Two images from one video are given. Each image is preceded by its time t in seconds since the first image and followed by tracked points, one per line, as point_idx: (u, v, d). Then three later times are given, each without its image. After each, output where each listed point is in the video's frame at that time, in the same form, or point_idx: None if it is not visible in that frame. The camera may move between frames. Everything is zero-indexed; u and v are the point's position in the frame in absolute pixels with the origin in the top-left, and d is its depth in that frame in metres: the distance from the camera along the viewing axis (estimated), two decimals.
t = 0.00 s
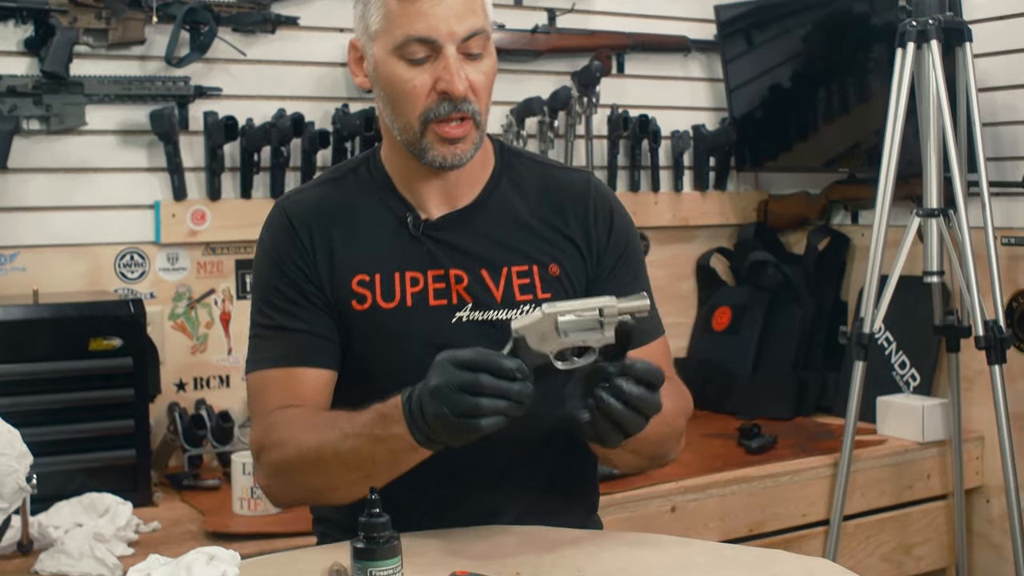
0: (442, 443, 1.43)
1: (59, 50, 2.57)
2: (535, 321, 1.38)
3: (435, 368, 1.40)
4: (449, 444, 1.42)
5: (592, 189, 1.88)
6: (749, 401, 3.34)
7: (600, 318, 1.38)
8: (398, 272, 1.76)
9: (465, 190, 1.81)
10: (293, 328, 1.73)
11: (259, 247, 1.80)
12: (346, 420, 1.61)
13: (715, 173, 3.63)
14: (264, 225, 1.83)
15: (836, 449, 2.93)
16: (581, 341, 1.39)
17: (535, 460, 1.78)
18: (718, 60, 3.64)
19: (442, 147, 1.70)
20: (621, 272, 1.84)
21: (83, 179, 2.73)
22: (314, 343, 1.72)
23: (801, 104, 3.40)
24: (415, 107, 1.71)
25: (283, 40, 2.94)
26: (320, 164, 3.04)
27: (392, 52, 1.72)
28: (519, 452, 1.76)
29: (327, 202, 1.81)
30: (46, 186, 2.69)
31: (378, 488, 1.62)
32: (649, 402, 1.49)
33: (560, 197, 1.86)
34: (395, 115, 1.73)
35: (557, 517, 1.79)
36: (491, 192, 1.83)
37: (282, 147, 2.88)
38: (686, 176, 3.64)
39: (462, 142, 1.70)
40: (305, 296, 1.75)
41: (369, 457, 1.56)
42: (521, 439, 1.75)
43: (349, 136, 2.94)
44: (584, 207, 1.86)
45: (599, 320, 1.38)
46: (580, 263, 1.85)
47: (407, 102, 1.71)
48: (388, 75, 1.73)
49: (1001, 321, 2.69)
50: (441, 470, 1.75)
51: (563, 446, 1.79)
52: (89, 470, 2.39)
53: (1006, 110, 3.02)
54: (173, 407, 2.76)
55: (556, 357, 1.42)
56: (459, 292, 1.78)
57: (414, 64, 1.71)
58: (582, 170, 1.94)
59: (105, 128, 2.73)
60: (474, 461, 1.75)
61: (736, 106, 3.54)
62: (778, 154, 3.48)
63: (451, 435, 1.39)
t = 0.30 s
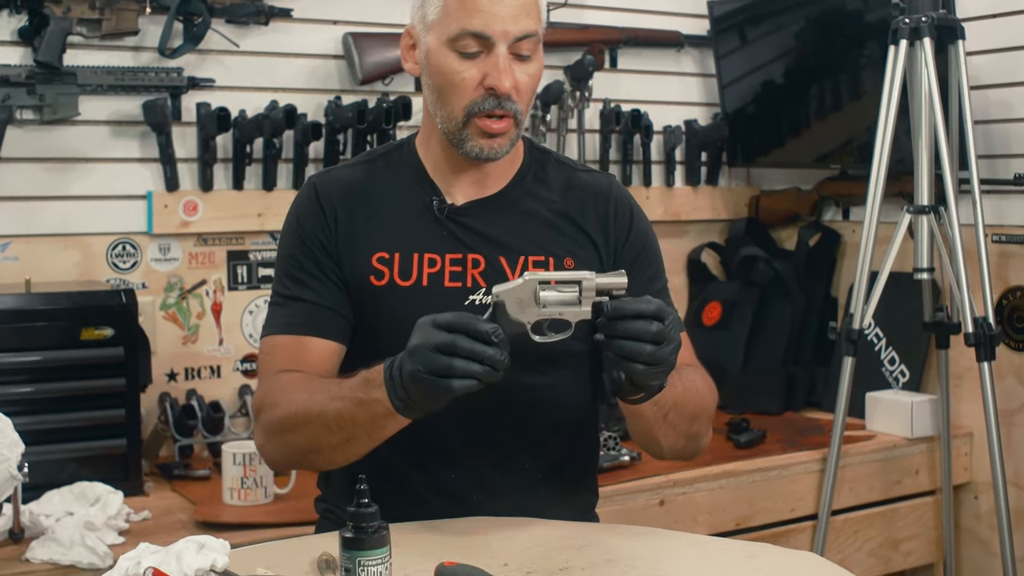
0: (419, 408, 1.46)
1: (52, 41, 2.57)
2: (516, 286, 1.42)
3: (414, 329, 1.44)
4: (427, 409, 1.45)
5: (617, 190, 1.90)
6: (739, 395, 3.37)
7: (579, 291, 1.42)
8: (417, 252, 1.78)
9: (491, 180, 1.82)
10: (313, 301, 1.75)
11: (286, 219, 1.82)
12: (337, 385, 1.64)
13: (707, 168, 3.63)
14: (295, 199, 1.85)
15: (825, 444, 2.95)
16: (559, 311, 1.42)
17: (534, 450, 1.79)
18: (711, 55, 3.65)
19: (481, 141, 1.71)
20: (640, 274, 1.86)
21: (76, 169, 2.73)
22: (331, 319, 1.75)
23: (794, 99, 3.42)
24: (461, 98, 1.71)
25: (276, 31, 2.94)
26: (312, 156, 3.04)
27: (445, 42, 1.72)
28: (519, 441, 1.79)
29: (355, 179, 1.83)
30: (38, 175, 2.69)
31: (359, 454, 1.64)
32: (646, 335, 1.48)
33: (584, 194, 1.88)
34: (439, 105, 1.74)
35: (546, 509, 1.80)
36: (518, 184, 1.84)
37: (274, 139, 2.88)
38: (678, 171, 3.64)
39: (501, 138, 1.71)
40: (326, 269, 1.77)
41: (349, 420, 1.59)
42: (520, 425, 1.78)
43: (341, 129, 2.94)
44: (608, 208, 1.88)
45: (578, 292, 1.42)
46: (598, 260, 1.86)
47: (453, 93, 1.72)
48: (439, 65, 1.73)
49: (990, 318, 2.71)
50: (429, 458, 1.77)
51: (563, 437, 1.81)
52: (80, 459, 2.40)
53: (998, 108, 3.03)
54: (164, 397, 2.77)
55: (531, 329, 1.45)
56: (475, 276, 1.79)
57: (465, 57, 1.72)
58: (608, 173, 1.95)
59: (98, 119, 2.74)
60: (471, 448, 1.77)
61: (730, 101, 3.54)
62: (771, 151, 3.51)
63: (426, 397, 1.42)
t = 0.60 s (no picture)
0: (399, 385, 1.47)
1: (66, 28, 2.59)
2: (504, 265, 1.38)
3: (397, 305, 1.45)
4: (406, 387, 1.47)
5: (600, 179, 1.93)
6: (745, 386, 3.37)
7: (565, 272, 1.39)
8: (400, 238, 1.81)
9: (476, 166, 1.84)
10: (294, 285, 1.75)
11: (268, 204, 1.83)
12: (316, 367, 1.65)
13: (716, 160, 3.65)
14: (277, 184, 1.86)
15: (831, 435, 2.97)
16: (542, 292, 1.39)
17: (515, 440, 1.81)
18: (721, 47, 3.65)
19: (472, 121, 1.73)
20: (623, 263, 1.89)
21: (88, 156, 2.75)
22: (314, 304, 1.76)
23: (803, 91, 3.42)
24: (455, 77, 1.73)
25: (288, 20, 2.96)
26: (324, 144, 3.05)
27: (443, 22, 1.74)
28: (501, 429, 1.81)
29: (339, 165, 1.84)
30: (51, 162, 2.71)
31: (338, 437, 1.66)
32: (632, 301, 1.50)
33: (568, 183, 1.90)
34: (431, 83, 1.76)
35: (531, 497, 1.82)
36: (505, 171, 1.86)
37: (286, 127, 2.90)
38: (687, 162, 3.65)
39: (492, 119, 1.73)
40: (309, 255, 1.78)
41: (328, 401, 1.60)
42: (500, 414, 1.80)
43: (353, 117, 2.95)
44: (593, 196, 1.90)
45: (563, 275, 1.39)
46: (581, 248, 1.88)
47: (448, 72, 1.73)
48: (435, 44, 1.75)
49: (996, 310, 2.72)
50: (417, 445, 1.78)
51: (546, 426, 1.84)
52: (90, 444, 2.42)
53: (1007, 100, 3.03)
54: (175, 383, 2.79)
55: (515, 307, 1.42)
56: (458, 262, 1.82)
57: (462, 37, 1.74)
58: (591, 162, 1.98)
59: (110, 106, 2.75)
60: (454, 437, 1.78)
61: (738, 93, 3.57)
62: (780, 143, 3.51)
63: (408, 373, 1.44)
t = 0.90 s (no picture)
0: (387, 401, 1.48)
1: (77, 37, 2.62)
2: (489, 275, 1.40)
3: (383, 320, 1.46)
4: (393, 402, 1.48)
5: (568, 182, 1.93)
6: (753, 388, 3.37)
7: (553, 281, 1.41)
8: (376, 257, 1.80)
9: (447, 177, 1.84)
10: (268, 308, 1.75)
11: (238, 227, 1.82)
12: (296, 388, 1.66)
13: (722, 164, 3.63)
14: (245, 205, 1.85)
15: (839, 437, 2.97)
16: (531, 301, 1.41)
17: (501, 447, 1.83)
18: (727, 51, 3.67)
19: (435, 134, 1.72)
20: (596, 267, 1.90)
21: (99, 164, 2.78)
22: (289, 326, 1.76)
23: (809, 95, 3.43)
24: (414, 91, 1.72)
25: (296, 28, 2.98)
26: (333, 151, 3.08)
27: (396, 35, 1.73)
28: (484, 437, 1.81)
29: (307, 184, 1.83)
30: (63, 169, 2.74)
31: (323, 457, 1.66)
32: (618, 319, 1.51)
33: (537, 187, 1.90)
34: (390, 98, 1.75)
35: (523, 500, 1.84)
36: (475, 180, 1.86)
37: (295, 134, 2.92)
38: (693, 167, 3.65)
39: (455, 131, 1.72)
40: (283, 276, 1.78)
41: (314, 421, 1.60)
42: (483, 422, 1.81)
43: (361, 123, 2.98)
44: (562, 199, 1.91)
45: (551, 284, 1.41)
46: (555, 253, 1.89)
47: (405, 86, 1.73)
48: (390, 58, 1.74)
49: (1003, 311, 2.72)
50: (407, 454, 1.79)
51: (531, 432, 1.84)
52: (102, 448, 2.45)
53: (1012, 102, 3.04)
54: (186, 388, 2.81)
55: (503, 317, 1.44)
56: (436, 278, 1.82)
57: (416, 50, 1.72)
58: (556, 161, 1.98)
59: (121, 114, 2.78)
60: (438, 447, 1.79)
61: (745, 98, 3.57)
62: (786, 146, 3.52)
63: (396, 388, 1.44)
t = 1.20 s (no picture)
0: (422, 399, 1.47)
1: (92, 51, 2.64)
2: (529, 272, 1.43)
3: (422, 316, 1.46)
4: (427, 404, 1.48)
5: (621, 199, 1.90)
6: (765, 402, 3.39)
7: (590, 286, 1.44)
8: (428, 263, 1.79)
9: (502, 187, 1.82)
10: (320, 312, 1.75)
11: (293, 230, 1.82)
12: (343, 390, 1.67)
13: (733, 178, 3.64)
14: (301, 208, 1.85)
15: (851, 449, 2.97)
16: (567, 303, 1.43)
17: (550, 456, 1.82)
18: (738, 64, 3.67)
19: (483, 144, 1.72)
20: (648, 284, 1.88)
21: (114, 177, 2.79)
22: (341, 330, 1.76)
23: (820, 108, 3.44)
24: (462, 100, 1.72)
25: (309, 42, 3.00)
26: (345, 164, 3.09)
27: (446, 47, 1.73)
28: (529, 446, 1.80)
29: (362, 190, 1.82)
30: (78, 182, 2.76)
31: (363, 459, 1.68)
32: (651, 336, 1.49)
33: (592, 201, 1.88)
34: (441, 107, 1.75)
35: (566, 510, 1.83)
36: (529, 192, 1.84)
37: (308, 147, 2.94)
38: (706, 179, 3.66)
39: (502, 142, 1.72)
40: (335, 281, 1.78)
41: (353, 422, 1.62)
42: (530, 432, 1.80)
43: (373, 137, 3.00)
44: (615, 216, 1.89)
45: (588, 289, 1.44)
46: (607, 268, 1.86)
47: (454, 95, 1.73)
48: (440, 68, 1.74)
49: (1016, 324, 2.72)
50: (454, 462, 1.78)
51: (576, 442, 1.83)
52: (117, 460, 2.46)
53: None
54: (198, 400, 2.82)
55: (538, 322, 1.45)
56: (487, 286, 1.80)
57: (465, 61, 1.73)
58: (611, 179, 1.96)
59: (136, 128, 2.80)
60: (486, 455, 1.79)
61: (754, 111, 3.55)
62: (797, 158, 3.52)
63: (427, 382, 1.44)
